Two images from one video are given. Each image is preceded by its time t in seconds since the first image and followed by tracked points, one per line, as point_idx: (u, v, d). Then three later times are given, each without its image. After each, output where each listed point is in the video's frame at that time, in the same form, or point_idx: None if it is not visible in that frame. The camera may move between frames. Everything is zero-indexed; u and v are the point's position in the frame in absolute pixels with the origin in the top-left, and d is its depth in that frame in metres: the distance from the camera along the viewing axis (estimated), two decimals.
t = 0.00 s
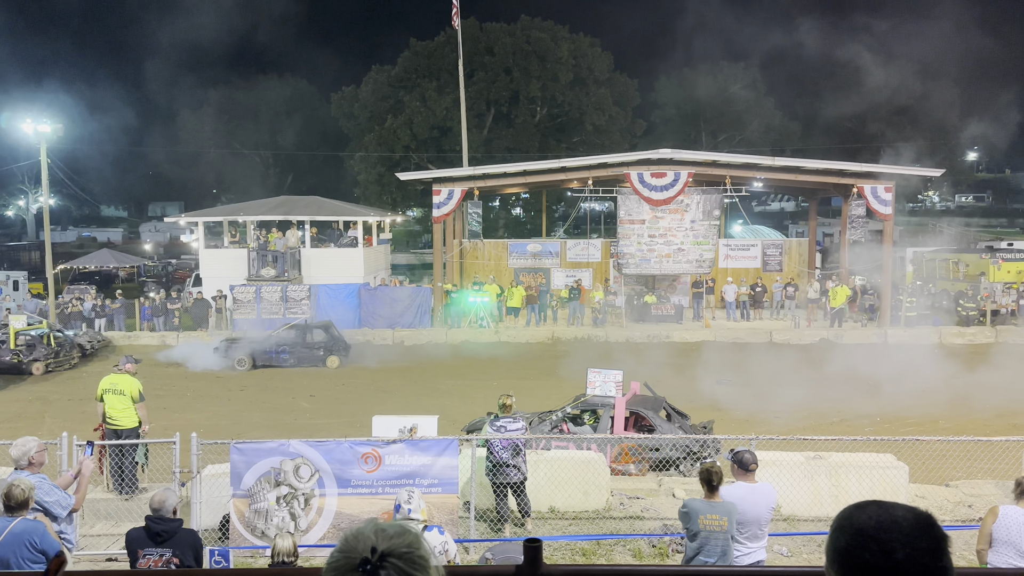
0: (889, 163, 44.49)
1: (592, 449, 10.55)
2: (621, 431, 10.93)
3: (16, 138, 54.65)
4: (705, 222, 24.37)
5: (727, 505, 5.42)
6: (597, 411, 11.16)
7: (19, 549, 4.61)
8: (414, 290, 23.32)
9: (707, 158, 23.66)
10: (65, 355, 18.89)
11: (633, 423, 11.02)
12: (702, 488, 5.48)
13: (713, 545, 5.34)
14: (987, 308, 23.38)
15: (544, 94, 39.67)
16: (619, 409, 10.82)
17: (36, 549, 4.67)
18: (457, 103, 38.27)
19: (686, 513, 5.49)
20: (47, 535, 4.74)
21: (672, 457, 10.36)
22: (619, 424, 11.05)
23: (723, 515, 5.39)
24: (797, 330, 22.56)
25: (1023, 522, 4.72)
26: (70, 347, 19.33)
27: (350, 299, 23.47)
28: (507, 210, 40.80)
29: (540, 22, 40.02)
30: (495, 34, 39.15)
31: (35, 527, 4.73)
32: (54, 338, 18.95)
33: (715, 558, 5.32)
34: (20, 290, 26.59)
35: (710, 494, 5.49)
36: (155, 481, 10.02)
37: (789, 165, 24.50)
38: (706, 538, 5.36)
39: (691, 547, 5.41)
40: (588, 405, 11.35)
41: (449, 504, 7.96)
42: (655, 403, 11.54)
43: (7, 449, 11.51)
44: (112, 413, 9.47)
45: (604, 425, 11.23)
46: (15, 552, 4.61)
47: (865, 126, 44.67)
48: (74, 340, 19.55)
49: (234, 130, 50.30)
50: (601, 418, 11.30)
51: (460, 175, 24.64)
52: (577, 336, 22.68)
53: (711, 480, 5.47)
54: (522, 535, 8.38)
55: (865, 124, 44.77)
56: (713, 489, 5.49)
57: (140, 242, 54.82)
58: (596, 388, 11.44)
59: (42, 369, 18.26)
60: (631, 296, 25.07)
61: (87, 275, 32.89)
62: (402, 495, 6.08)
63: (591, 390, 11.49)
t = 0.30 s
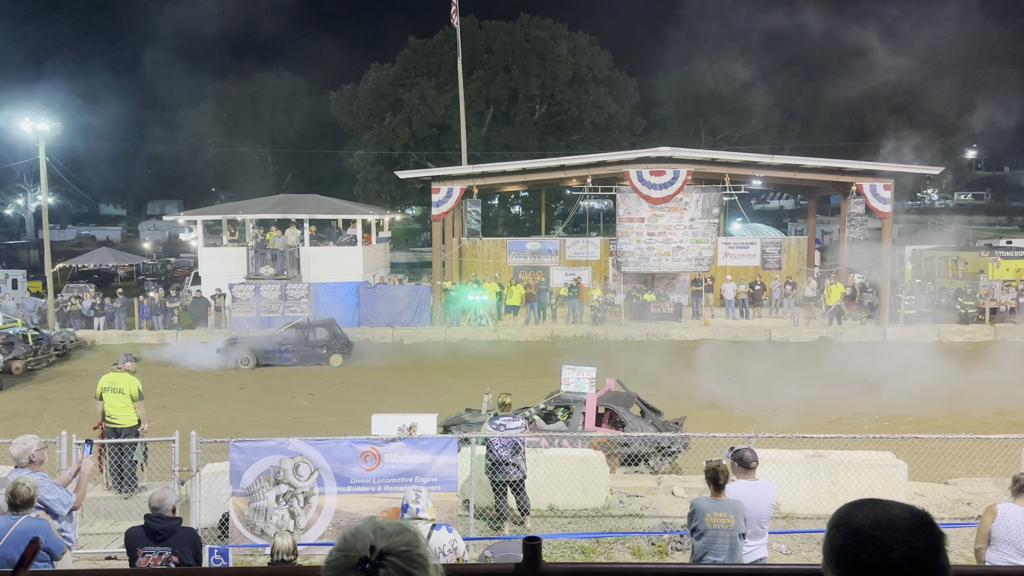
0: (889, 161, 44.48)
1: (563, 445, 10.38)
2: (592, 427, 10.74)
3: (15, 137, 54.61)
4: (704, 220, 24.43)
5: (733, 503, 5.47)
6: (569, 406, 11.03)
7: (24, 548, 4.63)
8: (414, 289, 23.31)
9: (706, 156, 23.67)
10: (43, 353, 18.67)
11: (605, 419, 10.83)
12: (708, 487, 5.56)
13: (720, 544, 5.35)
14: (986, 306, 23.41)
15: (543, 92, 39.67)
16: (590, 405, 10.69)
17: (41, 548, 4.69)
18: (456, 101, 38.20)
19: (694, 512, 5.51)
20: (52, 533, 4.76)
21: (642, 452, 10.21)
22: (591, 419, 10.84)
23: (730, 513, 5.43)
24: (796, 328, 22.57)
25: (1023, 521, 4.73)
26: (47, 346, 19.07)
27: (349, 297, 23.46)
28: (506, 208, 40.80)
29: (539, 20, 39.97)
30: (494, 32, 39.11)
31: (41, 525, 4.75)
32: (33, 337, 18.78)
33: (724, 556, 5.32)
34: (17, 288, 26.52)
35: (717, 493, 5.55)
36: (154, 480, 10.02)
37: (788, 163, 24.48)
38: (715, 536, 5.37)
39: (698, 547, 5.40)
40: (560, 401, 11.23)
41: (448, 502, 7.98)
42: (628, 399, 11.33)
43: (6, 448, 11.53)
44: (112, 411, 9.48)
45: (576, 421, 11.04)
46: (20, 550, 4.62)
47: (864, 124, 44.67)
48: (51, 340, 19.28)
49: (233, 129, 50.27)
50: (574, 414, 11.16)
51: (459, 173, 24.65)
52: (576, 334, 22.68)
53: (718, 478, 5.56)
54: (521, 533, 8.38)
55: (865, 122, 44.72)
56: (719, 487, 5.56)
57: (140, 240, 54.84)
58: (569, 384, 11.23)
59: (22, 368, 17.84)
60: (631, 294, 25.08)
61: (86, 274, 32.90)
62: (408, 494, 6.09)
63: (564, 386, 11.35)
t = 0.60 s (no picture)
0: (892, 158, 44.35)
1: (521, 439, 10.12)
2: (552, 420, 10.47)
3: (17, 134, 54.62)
4: (706, 217, 24.37)
5: (743, 504, 5.48)
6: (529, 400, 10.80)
7: (35, 543, 4.64)
8: (415, 286, 23.28)
9: (708, 153, 23.62)
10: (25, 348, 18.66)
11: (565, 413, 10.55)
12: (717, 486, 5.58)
13: (729, 544, 5.36)
14: (989, 304, 23.35)
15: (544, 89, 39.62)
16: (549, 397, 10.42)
17: (52, 543, 4.70)
18: (458, 98, 38.12)
19: (703, 511, 5.52)
20: (62, 529, 4.78)
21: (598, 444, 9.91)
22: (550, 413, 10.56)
23: (739, 514, 5.43)
24: (798, 325, 22.54)
25: None
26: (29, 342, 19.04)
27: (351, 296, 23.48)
28: (508, 205, 40.78)
29: (540, 17, 39.87)
30: (496, 29, 39.05)
31: (51, 521, 4.77)
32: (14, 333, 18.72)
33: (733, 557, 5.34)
34: (20, 286, 26.51)
35: (725, 492, 5.56)
36: (156, 477, 10.03)
37: (790, 160, 24.43)
38: (724, 536, 5.38)
39: (707, 547, 5.41)
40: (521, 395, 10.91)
41: (451, 499, 7.99)
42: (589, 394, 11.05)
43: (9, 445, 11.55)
44: (115, 409, 9.49)
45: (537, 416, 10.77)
46: (31, 546, 4.63)
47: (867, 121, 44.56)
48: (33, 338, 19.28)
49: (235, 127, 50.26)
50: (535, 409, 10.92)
51: (461, 171, 24.60)
52: (578, 331, 22.70)
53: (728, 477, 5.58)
54: (523, 530, 8.38)
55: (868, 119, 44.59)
56: (728, 486, 5.58)
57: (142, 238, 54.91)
58: (531, 379, 10.96)
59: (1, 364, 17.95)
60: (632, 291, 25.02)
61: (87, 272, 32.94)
62: (415, 492, 6.12)
63: (526, 382, 11.06)
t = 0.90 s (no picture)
0: (899, 154, 44.12)
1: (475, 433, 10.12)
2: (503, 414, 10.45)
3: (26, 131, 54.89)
4: (713, 214, 24.25)
5: (754, 502, 5.47)
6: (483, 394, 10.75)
7: (51, 538, 4.68)
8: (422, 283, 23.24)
9: (715, 149, 23.57)
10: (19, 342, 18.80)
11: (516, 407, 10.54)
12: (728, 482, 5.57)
13: (737, 541, 5.37)
14: (998, 300, 23.22)
15: (551, 85, 39.59)
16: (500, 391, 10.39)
17: (67, 538, 4.73)
18: (464, 95, 38.12)
19: (713, 507, 5.53)
20: (78, 524, 4.81)
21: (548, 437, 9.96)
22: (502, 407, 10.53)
23: (749, 511, 5.42)
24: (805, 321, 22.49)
25: None
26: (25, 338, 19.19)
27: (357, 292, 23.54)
28: (514, 201, 40.77)
29: (547, 12, 39.75)
30: (502, 24, 38.99)
31: (68, 516, 4.80)
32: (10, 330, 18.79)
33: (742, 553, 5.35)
34: (29, 282, 26.59)
35: (736, 489, 5.54)
36: (165, 473, 10.09)
37: (798, 156, 24.32)
38: (735, 532, 5.39)
39: (717, 543, 5.42)
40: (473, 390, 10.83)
41: (458, 495, 8.01)
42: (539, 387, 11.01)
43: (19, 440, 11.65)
44: (123, 405, 9.55)
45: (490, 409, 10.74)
46: (47, 540, 4.67)
47: (875, 116, 44.37)
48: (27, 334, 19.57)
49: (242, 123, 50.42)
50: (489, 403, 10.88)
51: (468, 167, 24.59)
52: (584, 328, 22.65)
53: (740, 474, 5.55)
54: (530, 526, 8.39)
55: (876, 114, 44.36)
56: (737, 483, 5.57)
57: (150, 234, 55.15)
58: (482, 374, 10.87)
59: None
60: (639, 288, 25.00)
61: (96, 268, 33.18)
62: (421, 487, 6.16)
63: (478, 376, 10.99)
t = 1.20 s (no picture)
0: (916, 147, 43.68)
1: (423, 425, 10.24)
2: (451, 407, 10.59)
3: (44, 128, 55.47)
4: (728, 208, 24.23)
5: (769, 496, 5.44)
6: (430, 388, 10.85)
7: (76, 531, 4.75)
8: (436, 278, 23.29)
9: (732, 143, 23.43)
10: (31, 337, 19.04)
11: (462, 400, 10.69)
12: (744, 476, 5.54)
13: (750, 535, 5.35)
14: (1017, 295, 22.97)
15: (565, 80, 39.52)
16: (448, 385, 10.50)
17: (92, 531, 4.80)
18: (478, 90, 38.16)
19: (727, 500, 5.51)
20: (103, 517, 4.88)
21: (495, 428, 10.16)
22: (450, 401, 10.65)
23: (762, 505, 5.40)
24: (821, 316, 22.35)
25: None
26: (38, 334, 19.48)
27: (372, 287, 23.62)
28: (528, 197, 40.76)
29: (561, 7, 39.61)
30: (516, 19, 38.87)
31: (93, 509, 4.88)
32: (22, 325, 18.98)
33: (754, 548, 5.34)
34: (47, 277, 26.84)
35: (750, 483, 5.51)
36: (182, 466, 10.19)
37: (815, 150, 24.10)
38: (747, 526, 5.37)
39: (729, 537, 5.38)
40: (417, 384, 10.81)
41: (472, 490, 8.02)
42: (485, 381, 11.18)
43: (39, 434, 11.80)
44: (141, 399, 9.62)
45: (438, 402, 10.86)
46: (72, 532, 4.74)
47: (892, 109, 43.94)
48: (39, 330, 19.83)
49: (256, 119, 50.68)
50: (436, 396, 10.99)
51: (482, 162, 24.57)
52: (598, 323, 22.61)
53: (754, 468, 5.52)
54: (545, 521, 8.40)
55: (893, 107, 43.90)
56: (752, 477, 5.55)
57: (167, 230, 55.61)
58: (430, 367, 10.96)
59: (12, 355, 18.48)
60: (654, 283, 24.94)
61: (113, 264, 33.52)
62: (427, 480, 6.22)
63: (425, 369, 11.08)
